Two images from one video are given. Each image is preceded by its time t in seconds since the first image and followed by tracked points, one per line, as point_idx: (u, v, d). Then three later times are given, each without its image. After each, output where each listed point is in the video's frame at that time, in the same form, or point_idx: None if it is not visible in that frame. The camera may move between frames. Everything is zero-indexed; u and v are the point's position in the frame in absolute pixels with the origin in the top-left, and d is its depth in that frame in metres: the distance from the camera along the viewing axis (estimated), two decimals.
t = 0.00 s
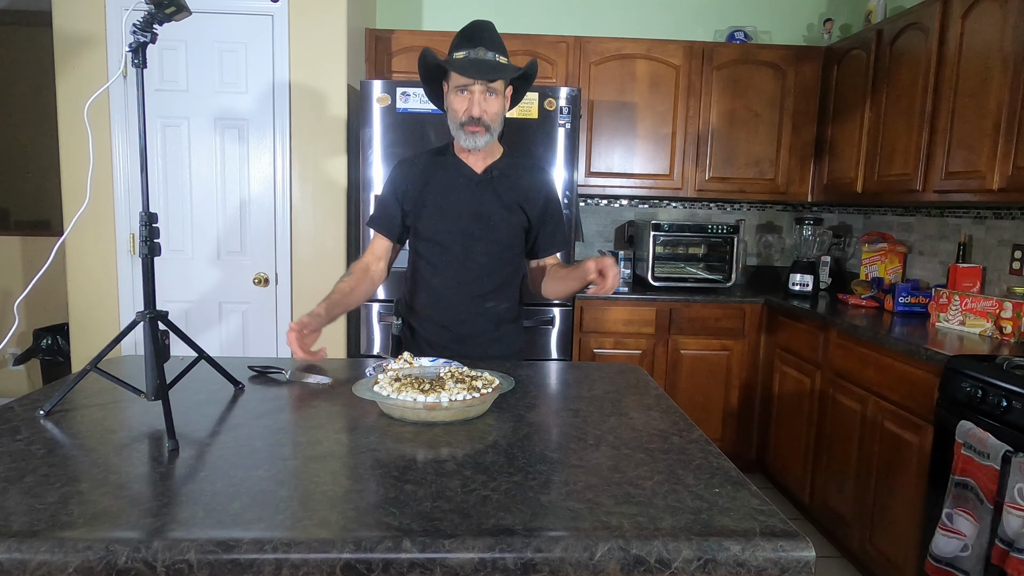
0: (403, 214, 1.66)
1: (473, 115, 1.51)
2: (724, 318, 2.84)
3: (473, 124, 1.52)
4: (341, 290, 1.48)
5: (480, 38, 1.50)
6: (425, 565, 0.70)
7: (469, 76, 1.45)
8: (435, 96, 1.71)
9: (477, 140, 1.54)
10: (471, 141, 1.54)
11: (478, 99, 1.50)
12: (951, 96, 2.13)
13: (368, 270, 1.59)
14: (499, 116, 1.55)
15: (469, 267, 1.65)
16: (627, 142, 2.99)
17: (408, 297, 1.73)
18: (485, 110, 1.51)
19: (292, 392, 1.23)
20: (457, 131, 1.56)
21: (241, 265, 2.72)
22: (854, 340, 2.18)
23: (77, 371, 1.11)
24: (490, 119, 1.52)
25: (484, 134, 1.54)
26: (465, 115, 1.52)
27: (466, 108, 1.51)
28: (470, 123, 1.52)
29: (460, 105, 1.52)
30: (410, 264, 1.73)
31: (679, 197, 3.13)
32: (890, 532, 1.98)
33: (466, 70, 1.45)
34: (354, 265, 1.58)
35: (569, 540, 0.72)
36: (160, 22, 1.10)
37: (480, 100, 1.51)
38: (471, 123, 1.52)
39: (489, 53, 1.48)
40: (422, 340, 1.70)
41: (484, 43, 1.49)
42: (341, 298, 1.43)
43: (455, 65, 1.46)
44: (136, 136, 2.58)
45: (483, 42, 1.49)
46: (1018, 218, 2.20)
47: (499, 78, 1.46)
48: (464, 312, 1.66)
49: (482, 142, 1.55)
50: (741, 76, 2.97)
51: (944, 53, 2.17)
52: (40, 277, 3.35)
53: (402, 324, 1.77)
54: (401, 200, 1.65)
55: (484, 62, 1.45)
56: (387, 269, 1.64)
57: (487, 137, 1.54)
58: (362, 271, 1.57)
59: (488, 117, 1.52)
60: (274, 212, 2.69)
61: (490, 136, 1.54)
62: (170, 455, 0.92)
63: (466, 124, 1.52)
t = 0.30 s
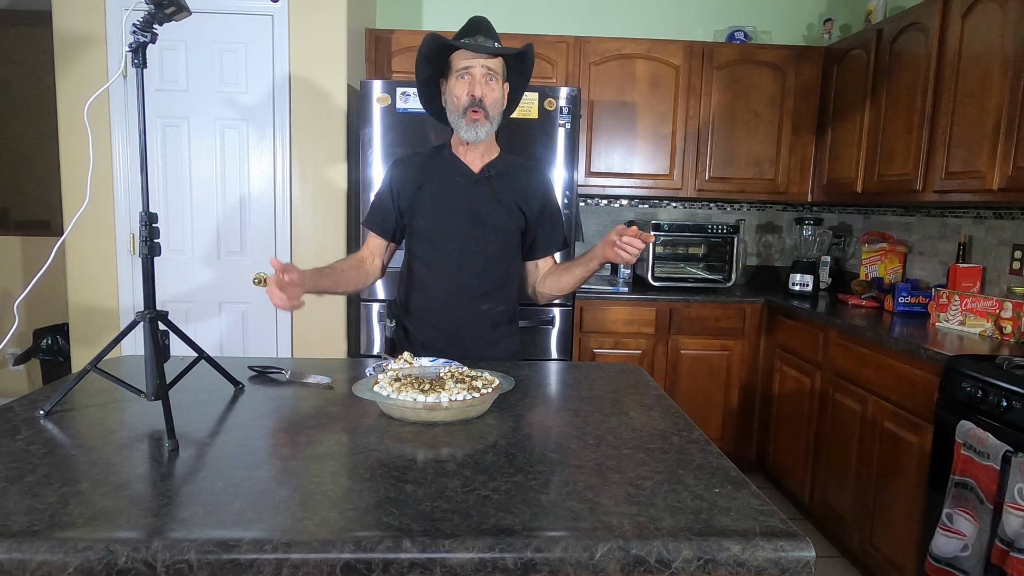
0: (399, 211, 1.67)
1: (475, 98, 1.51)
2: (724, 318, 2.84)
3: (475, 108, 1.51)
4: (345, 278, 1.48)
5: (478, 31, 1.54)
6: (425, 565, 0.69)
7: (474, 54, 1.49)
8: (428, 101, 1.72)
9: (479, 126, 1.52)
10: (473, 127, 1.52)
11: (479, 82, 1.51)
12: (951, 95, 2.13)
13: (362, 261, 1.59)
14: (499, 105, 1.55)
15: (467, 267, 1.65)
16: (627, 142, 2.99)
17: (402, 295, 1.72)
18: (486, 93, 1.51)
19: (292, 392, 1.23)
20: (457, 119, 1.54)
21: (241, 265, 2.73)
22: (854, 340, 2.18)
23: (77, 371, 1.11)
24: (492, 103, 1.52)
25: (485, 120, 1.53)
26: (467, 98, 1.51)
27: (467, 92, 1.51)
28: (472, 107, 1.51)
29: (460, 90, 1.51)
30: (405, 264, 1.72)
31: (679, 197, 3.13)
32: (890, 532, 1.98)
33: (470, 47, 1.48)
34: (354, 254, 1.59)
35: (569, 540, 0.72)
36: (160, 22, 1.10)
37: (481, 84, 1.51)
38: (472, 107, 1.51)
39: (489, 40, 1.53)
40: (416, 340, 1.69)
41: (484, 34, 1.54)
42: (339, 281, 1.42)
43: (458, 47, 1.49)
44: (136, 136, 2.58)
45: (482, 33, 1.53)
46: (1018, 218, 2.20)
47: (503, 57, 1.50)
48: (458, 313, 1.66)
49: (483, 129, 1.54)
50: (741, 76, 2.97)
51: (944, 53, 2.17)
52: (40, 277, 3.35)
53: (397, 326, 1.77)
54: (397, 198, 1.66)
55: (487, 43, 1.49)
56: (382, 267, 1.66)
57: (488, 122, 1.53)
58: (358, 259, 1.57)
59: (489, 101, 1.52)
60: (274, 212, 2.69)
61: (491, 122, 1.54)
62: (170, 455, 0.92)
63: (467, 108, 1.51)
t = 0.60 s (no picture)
0: (398, 210, 1.67)
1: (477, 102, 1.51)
2: (724, 318, 2.84)
3: (477, 111, 1.51)
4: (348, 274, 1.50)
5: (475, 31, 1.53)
6: (425, 565, 0.69)
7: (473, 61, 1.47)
8: (429, 99, 1.72)
9: (482, 129, 1.53)
10: (476, 130, 1.53)
11: (480, 86, 1.51)
12: (951, 95, 2.13)
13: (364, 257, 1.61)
14: (501, 106, 1.55)
15: (466, 267, 1.65)
16: (627, 142, 2.99)
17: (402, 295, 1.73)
18: (488, 97, 1.51)
19: (292, 392, 1.23)
20: (459, 122, 1.54)
21: (241, 265, 2.73)
22: (855, 340, 2.18)
23: (77, 371, 1.11)
24: (493, 107, 1.52)
25: (488, 122, 1.53)
26: (468, 103, 1.51)
27: (469, 97, 1.51)
28: (474, 110, 1.51)
29: (461, 95, 1.51)
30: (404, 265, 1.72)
31: (679, 197, 3.13)
32: (890, 532, 1.98)
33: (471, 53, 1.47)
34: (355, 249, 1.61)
35: (569, 540, 0.72)
36: (160, 22, 1.10)
37: (482, 87, 1.51)
38: (475, 110, 1.51)
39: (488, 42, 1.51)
40: (416, 340, 1.70)
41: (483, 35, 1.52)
42: (336, 273, 1.43)
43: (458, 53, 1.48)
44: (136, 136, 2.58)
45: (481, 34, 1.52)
46: (1018, 218, 2.20)
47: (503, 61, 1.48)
48: (457, 314, 1.66)
49: (487, 130, 1.54)
50: (741, 76, 2.97)
51: (944, 53, 2.17)
52: (40, 277, 3.35)
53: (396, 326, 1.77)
54: (396, 198, 1.66)
55: (486, 47, 1.47)
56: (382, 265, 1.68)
57: (491, 124, 1.53)
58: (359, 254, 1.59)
59: (491, 103, 1.52)
60: (274, 212, 2.69)
61: (494, 123, 1.54)
62: (170, 455, 0.92)
63: (469, 113, 1.51)
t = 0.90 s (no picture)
0: (399, 212, 1.67)
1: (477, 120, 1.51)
2: (724, 318, 2.84)
3: (478, 128, 1.51)
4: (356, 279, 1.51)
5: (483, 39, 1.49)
6: (425, 565, 0.69)
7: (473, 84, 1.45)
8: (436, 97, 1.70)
9: (483, 147, 1.53)
10: (475, 146, 1.54)
11: (482, 103, 1.50)
12: (951, 96, 2.13)
13: (371, 259, 1.63)
14: (503, 120, 1.55)
15: (467, 270, 1.65)
16: (627, 142, 2.99)
17: (405, 296, 1.72)
18: (489, 114, 1.51)
19: (292, 392, 1.23)
20: (460, 135, 1.55)
21: (241, 265, 2.72)
22: (855, 340, 2.18)
23: (77, 371, 1.11)
24: (494, 124, 1.52)
25: (488, 138, 1.53)
26: (468, 119, 1.51)
27: (470, 113, 1.51)
28: (475, 127, 1.51)
29: (463, 111, 1.51)
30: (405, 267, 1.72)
31: (679, 197, 3.13)
32: (891, 532, 1.98)
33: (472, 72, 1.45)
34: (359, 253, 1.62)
35: (569, 540, 0.72)
36: (160, 22, 1.10)
37: (484, 103, 1.50)
38: (476, 127, 1.51)
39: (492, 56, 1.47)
40: (418, 341, 1.69)
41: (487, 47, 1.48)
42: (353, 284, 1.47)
43: (459, 74, 1.46)
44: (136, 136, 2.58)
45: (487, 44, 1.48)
46: (1018, 218, 2.20)
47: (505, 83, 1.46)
48: (459, 316, 1.66)
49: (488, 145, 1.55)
50: (741, 76, 2.97)
51: (944, 53, 2.17)
52: (40, 277, 3.35)
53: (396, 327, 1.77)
54: (397, 202, 1.66)
55: (487, 67, 1.44)
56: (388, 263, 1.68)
57: (491, 140, 1.53)
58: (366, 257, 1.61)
59: (492, 120, 1.51)
60: (274, 212, 2.69)
61: (494, 139, 1.54)
62: (170, 455, 0.92)
63: (470, 129, 1.52)
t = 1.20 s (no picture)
0: (399, 221, 1.66)
1: (459, 150, 1.45)
2: (724, 318, 2.84)
3: (462, 155, 1.46)
4: (348, 300, 1.54)
5: (465, 62, 1.35)
6: (425, 565, 0.69)
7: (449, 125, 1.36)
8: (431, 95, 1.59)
9: (468, 166, 1.51)
10: (461, 166, 1.51)
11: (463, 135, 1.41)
12: (951, 96, 2.13)
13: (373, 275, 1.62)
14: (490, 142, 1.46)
15: (468, 275, 1.66)
16: (627, 143, 2.99)
17: (409, 301, 1.75)
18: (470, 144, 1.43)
19: (292, 392, 1.23)
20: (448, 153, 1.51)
21: (241, 265, 2.72)
22: (855, 340, 2.18)
23: (77, 371, 1.11)
24: (478, 150, 1.46)
25: (474, 160, 1.49)
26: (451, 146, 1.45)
27: (453, 141, 1.44)
28: (460, 154, 1.47)
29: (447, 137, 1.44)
30: (408, 272, 1.74)
31: (679, 197, 3.13)
32: (890, 532, 1.98)
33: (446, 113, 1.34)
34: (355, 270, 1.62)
35: (569, 540, 0.72)
36: (160, 22, 1.10)
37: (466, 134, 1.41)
38: (460, 154, 1.47)
39: (472, 87, 1.33)
40: (422, 344, 1.72)
41: (468, 75, 1.34)
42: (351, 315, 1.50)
43: (435, 112, 1.36)
44: (136, 135, 2.58)
45: (469, 70, 1.34)
46: (1018, 218, 2.21)
47: (482, 123, 1.35)
48: (461, 321, 1.68)
49: (475, 165, 1.51)
50: (741, 76, 2.97)
51: (944, 53, 2.17)
52: (40, 277, 3.35)
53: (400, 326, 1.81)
54: (397, 210, 1.65)
55: (462, 108, 1.33)
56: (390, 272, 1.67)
57: (476, 163, 1.49)
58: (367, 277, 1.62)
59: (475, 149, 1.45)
60: (274, 212, 2.69)
61: (480, 161, 1.49)
62: (170, 455, 0.92)
63: (454, 154, 1.48)
